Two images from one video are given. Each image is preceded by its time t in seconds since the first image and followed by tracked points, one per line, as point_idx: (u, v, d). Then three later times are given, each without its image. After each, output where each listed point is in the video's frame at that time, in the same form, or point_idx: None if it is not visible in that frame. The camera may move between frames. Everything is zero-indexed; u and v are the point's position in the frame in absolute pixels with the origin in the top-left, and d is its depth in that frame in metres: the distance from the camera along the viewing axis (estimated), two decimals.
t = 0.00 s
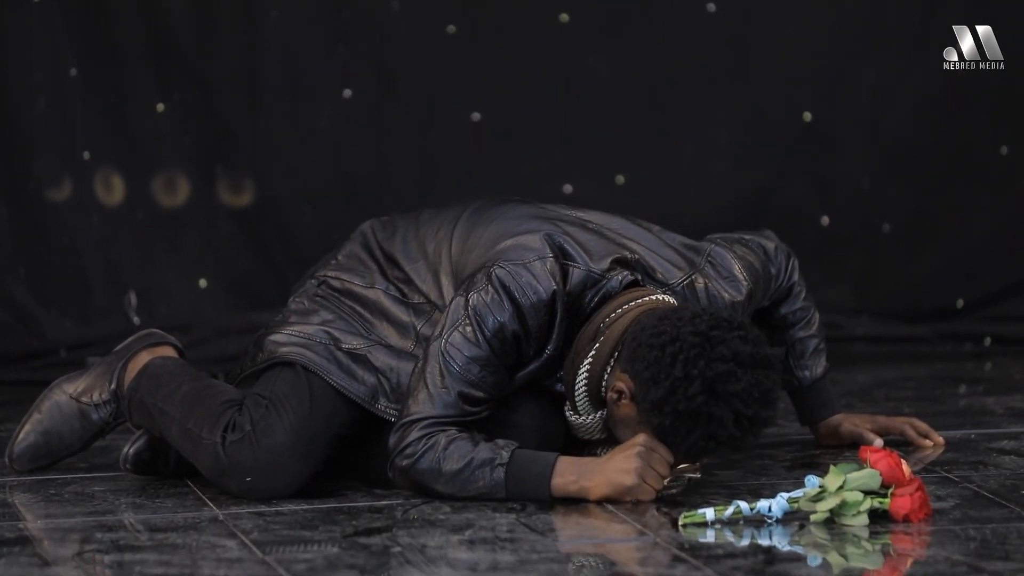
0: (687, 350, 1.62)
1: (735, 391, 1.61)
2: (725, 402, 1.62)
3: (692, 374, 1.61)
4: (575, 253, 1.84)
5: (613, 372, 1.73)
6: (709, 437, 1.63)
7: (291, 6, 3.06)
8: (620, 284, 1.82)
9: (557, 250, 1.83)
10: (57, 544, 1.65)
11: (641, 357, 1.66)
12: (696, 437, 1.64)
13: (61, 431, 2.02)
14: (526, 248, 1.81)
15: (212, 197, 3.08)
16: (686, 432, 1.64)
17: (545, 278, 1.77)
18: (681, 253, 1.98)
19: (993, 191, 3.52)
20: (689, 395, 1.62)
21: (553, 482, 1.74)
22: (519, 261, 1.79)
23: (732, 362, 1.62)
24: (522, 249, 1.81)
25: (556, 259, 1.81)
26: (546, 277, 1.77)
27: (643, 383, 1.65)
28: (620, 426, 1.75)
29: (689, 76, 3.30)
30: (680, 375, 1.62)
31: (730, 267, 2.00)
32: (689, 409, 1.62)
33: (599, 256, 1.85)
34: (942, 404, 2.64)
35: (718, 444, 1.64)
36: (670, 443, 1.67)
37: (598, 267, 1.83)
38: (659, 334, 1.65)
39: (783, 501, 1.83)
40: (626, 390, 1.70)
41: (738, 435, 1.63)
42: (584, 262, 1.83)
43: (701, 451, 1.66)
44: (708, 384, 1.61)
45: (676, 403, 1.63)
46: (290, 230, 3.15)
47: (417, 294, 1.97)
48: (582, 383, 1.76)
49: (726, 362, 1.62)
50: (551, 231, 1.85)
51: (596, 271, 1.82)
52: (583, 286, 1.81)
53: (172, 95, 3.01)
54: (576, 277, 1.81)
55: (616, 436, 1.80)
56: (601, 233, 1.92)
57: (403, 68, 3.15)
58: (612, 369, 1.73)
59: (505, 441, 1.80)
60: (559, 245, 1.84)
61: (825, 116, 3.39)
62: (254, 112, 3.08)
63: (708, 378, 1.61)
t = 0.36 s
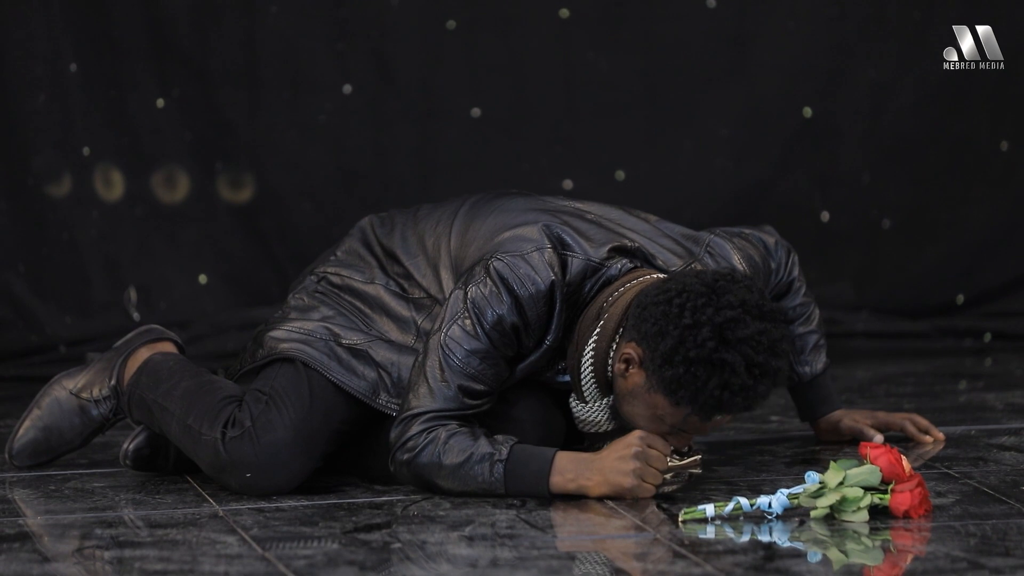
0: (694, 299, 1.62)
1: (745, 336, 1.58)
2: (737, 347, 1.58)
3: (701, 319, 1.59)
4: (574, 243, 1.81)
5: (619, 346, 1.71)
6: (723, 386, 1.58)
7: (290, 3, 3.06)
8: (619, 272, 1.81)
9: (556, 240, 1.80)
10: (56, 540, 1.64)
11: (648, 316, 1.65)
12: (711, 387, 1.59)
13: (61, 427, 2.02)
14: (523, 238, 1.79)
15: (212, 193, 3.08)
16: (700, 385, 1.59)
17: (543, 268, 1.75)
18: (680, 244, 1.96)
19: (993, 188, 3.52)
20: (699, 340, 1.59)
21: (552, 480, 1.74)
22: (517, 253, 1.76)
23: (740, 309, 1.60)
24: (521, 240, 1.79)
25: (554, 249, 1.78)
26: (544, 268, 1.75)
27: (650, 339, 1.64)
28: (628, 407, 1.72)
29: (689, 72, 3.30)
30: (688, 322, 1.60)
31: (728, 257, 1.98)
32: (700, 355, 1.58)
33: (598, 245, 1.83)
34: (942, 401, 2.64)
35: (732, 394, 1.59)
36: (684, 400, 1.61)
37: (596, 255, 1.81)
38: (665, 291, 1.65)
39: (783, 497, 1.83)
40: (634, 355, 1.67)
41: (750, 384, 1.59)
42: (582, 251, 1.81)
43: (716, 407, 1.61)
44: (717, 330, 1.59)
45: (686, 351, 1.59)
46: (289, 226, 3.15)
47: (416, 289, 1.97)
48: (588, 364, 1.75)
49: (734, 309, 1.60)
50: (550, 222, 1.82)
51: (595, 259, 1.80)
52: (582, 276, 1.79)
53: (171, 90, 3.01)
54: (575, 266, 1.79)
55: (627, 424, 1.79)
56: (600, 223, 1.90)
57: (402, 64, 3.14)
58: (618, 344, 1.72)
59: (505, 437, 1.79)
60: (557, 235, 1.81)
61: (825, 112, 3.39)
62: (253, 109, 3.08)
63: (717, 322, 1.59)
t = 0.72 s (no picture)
0: (697, 285, 1.62)
1: (748, 320, 1.58)
2: (740, 331, 1.58)
3: (704, 303, 1.60)
4: (575, 243, 1.81)
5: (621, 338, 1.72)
6: (726, 369, 1.58)
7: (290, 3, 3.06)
8: (619, 269, 1.80)
9: (556, 239, 1.80)
10: (57, 541, 1.65)
11: (651, 301, 1.65)
12: (714, 369, 1.58)
13: (61, 428, 2.02)
14: (523, 238, 1.78)
15: (212, 193, 3.08)
16: (703, 369, 1.59)
17: (543, 268, 1.74)
18: (680, 244, 1.95)
19: (993, 189, 3.52)
20: (703, 322, 1.59)
21: (552, 481, 1.74)
22: (517, 252, 1.76)
23: (743, 294, 1.61)
24: (521, 239, 1.78)
25: (554, 249, 1.78)
26: (544, 267, 1.74)
27: (653, 323, 1.64)
28: (629, 399, 1.72)
29: (690, 72, 3.30)
30: (691, 306, 1.60)
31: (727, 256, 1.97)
32: (703, 337, 1.58)
33: (597, 243, 1.82)
34: (942, 402, 2.64)
35: (736, 377, 1.59)
36: (687, 383, 1.61)
37: (596, 254, 1.81)
38: (668, 277, 1.66)
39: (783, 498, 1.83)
40: (637, 342, 1.67)
41: (754, 369, 1.59)
42: (582, 249, 1.81)
43: (719, 391, 1.60)
44: (720, 313, 1.59)
45: (689, 334, 1.59)
46: (290, 226, 3.15)
47: (417, 289, 1.96)
48: (590, 362, 1.76)
49: (737, 293, 1.60)
50: (549, 221, 1.81)
51: (595, 257, 1.80)
52: (583, 274, 1.79)
53: (171, 91, 3.01)
54: (576, 265, 1.78)
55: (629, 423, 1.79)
56: (600, 223, 1.89)
57: (403, 64, 3.14)
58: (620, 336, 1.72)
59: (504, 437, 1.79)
60: (558, 235, 1.80)
61: (825, 112, 3.39)
62: (254, 109, 3.08)
63: (720, 305, 1.59)
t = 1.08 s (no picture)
0: (694, 290, 1.63)
1: (744, 326, 1.59)
2: (736, 337, 1.59)
3: (701, 308, 1.61)
4: (573, 245, 1.81)
5: (619, 339, 1.72)
6: (722, 375, 1.59)
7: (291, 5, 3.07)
8: (618, 270, 1.80)
9: (554, 242, 1.80)
10: (58, 542, 1.65)
11: (648, 304, 1.66)
12: (710, 375, 1.59)
13: (62, 430, 2.02)
14: (522, 240, 1.78)
15: (212, 195, 3.08)
16: (699, 375, 1.60)
17: (542, 270, 1.75)
18: (679, 245, 1.95)
19: (993, 190, 3.52)
20: (700, 328, 1.60)
21: (552, 483, 1.74)
22: (515, 254, 1.76)
23: (740, 300, 1.62)
24: (520, 242, 1.78)
25: (553, 251, 1.78)
26: (543, 269, 1.75)
27: (649, 327, 1.64)
28: (626, 400, 1.72)
29: (689, 74, 3.30)
30: (688, 311, 1.61)
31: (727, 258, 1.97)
32: (700, 344, 1.59)
33: (596, 244, 1.82)
34: (942, 404, 2.64)
35: (732, 383, 1.60)
36: (684, 388, 1.61)
37: (594, 255, 1.80)
38: (665, 282, 1.66)
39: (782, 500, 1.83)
40: (635, 346, 1.68)
41: (750, 375, 1.60)
42: (581, 251, 1.81)
43: (715, 397, 1.61)
44: (716, 319, 1.60)
45: (686, 339, 1.60)
46: (290, 228, 3.16)
47: (416, 291, 1.96)
48: (589, 367, 1.76)
49: (734, 300, 1.62)
50: (548, 223, 1.82)
51: (593, 259, 1.80)
52: (582, 276, 1.79)
53: (172, 93, 3.02)
54: (574, 267, 1.78)
55: (627, 424, 1.79)
56: (599, 225, 1.89)
57: (403, 66, 3.15)
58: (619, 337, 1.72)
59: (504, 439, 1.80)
60: (556, 237, 1.81)
61: (824, 114, 3.40)
62: (254, 111, 3.08)
63: (717, 311, 1.60)
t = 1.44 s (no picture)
0: (690, 272, 1.63)
1: (738, 309, 1.59)
2: (730, 320, 1.60)
3: (696, 290, 1.61)
4: (567, 239, 1.80)
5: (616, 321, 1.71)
6: (715, 357, 1.59)
7: (291, 6, 3.07)
8: (614, 260, 1.80)
9: (550, 237, 1.79)
10: (58, 544, 1.65)
11: (643, 287, 1.65)
12: (702, 357, 1.59)
13: (62, 432, 2.02)
14: (517, 236, 1.78)
15: (212, 196, 3.09)
16: (692, 356, 1.60)
17: (537, 266, 1.75)
18: (677, 239, 1.94)
19: (993, 191, 3.52)
20: (693, 309, 1.60)
21: (554, 485, 1.75)
22: (510, 252, 1.76)
23: (734, 283, 1.62)
24: (514, 238, 1.78)
25: (548, 246, 1.78)
26: (538, 265, 1.75)
27: (644, 308, 1.64)
28: (620, 386, 1.71)
29: (689, 75, 3.30)
30: (682, 292, 1.61)
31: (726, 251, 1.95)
32: (694, 325, 1.60)
33: (591, 236, 1.82)
34: (942, 405, 2.64)
35: (724, 366, 1.59)
36: (675, 369, 1.61)
37: (589, 247, 1.80)
38: (661, 264, 1.66)
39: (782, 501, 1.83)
40: (630, 329, 1.67)
41: (742, 358, 1.59)
42: (576, 243, 1.80)
43: (707, 379, 1.61)
44: (710, 301, 1.60)
45: (680, 320, 1.60)
46: (290, 230, 3.16)
47: (415, 292, 1.96)
48: (585, 355, 1.76)
49: (729, 283, 1.62)
50: (542, 220, 1.81)
51: (589, 251, 1.79)
52: (579, 269, 1.78)
53: (172, 95, 3.02)
54: (571, 261, 1.78)
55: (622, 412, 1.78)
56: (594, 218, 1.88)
57: (402, 66, 3.15)
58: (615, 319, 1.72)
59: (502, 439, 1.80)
60: (552, 232, 1.81)
61: (824, 116, 3.40)
62: (254, 112, 3.08)
63: (712, 293, 1.60)
